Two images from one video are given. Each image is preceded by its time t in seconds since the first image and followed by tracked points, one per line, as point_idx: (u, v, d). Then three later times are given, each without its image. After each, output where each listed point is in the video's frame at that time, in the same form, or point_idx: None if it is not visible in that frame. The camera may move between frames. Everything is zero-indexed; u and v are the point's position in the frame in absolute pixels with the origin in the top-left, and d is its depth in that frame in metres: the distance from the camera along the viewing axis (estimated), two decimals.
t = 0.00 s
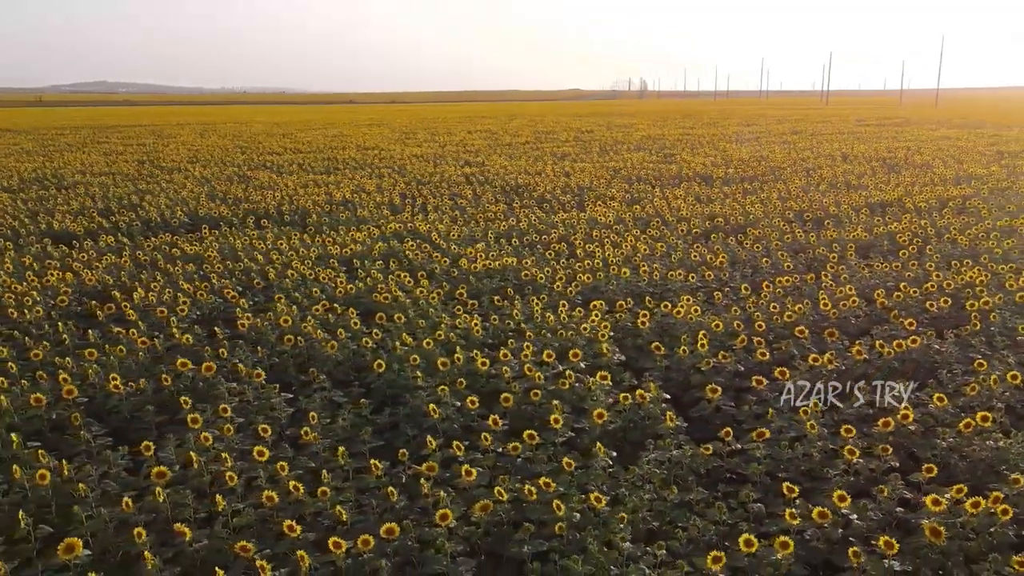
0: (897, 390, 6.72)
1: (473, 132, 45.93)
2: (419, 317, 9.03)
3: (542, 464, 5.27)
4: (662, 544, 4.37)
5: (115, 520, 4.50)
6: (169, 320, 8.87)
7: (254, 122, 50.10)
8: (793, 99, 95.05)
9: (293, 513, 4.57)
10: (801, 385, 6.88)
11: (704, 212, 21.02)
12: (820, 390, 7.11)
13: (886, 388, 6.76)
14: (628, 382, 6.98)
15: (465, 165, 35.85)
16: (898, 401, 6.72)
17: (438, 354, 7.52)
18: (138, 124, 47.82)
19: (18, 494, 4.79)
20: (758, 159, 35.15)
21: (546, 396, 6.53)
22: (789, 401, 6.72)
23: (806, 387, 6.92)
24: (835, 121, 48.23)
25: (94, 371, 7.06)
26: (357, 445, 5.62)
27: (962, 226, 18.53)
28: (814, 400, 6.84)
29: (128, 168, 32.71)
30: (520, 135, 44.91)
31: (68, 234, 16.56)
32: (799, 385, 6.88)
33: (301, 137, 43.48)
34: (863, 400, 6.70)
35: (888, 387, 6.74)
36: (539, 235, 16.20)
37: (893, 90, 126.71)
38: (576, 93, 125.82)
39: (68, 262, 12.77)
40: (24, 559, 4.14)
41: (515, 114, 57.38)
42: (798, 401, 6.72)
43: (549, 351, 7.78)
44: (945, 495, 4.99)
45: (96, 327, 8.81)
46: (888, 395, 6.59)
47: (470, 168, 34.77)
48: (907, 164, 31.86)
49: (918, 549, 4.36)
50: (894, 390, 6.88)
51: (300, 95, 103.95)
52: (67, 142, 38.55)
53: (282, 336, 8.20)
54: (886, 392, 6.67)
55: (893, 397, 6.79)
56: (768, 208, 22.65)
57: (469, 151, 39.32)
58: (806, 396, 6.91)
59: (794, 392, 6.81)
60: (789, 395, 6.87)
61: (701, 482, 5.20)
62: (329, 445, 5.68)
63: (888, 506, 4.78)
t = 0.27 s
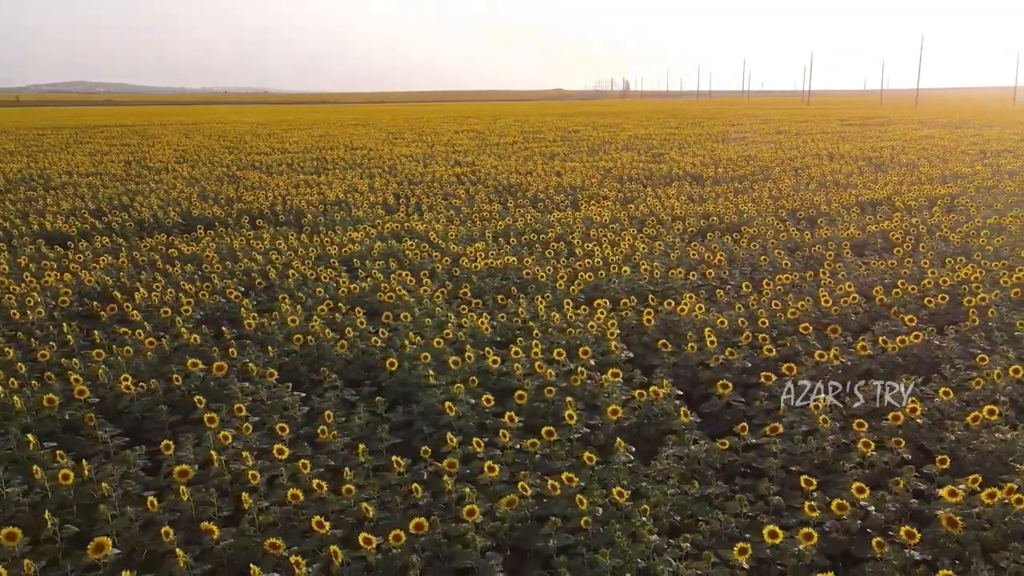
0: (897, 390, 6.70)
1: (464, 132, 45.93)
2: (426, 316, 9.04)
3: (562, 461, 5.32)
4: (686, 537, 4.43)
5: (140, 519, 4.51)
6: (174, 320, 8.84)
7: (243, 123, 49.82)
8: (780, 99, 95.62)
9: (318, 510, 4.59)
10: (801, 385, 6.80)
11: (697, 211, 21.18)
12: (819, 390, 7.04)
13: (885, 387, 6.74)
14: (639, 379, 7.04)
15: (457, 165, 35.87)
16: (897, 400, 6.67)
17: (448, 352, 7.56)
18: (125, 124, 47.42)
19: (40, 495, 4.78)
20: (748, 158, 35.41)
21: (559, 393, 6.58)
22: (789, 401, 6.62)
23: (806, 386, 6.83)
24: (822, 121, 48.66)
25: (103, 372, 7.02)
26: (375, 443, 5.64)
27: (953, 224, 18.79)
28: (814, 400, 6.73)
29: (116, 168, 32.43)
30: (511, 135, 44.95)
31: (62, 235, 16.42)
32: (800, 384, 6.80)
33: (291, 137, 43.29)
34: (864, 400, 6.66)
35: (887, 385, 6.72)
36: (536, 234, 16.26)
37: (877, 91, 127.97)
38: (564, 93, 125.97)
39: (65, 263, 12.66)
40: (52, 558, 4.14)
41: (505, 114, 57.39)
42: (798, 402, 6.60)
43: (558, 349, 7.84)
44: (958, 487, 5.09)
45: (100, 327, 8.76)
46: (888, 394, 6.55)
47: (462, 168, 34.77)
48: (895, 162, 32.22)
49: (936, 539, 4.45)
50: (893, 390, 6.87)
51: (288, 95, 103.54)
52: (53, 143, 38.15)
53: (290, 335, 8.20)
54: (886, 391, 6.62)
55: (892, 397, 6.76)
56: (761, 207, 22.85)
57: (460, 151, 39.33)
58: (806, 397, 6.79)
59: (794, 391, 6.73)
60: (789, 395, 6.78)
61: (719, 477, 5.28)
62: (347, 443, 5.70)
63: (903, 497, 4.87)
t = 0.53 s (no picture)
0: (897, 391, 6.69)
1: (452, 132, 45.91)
2: (433, 314, 9.07)
3: (583, 456, 5.38)
4: (713, 528, 4.51)
5: (170, 517, 4.52)
6: (179, 321, 8.80)
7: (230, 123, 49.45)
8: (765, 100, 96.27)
9: (348, 507, 4.62)
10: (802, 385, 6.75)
11: (690, 210, 21.34)
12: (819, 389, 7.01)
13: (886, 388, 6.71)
14: (651, 375, 7.12)
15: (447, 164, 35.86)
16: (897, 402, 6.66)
17: (460, 351, 7.60)
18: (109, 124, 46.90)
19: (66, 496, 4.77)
20: (736, 157, 35.71)
21: (574, 390, 6.65)
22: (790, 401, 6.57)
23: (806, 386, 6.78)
24: (808, 121, 49.17)
25: (114, 373, 6.98)
26: (396, 441, 5.66)
27: (941, 222, 19.09)
28: (815, 401, 6.68)
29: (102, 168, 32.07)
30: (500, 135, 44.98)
31: (53, 236, 16.23)
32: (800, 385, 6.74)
33: (278, 137, 43.04)
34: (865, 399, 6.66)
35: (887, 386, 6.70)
36: (533, 233, 16.33)
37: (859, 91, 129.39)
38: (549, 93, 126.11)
39: (61, 264, 12.52)
40: (85, 557, 4.14)
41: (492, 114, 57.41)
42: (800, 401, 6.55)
43: (568, 346, 7.90)
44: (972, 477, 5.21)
45: (105, 328, 8.69)
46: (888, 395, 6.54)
47: (452, 168, 34.76)
48: (881, 161, 32.65)
49: (954, 527, 4.55)
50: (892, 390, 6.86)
51: (272, 95, 103.06)
52: (36, 143, 37.64)
53: (299, 335, 8.20)
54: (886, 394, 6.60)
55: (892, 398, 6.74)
56: (752, 206, 23.08)
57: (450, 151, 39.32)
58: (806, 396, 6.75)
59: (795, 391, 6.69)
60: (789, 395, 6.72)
61: (737, 470, 5.37)
62: (367, 441, 5.72)
63: (919, 488, 4.97)
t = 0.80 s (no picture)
0: (898, 390, 6.62)
1: (443, 132, 45.88)
2: (438, 313, 9.09)
3: (601, 452, 5.42)
4: (735, 520, 4.56)
5: (194, 517, 4.51)
6: (184, 321, 8.75)
7: (218, 123, 49.11)
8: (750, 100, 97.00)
9: (371, 503, 4.64)
10: (801, 384, 6.70)
11: (683, 210, 21.46)
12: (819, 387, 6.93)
13: (886, 386, 6.63)
14: (660, 372, 7.18)
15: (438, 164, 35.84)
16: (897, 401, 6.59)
17: (469, 349, 7.62)
18: (95, 124, 46.45)
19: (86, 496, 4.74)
20: (726, 156, 35.95)
21: (586, 387, 6.69)
22: (788, 402, 6.52)
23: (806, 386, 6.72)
24: (795, 121, 49.62)
25: (122, 374, 6.94)
26: (412, 439, 5.68)
27: (931, 220, 19.34)
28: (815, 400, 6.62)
29: (89, 169, 31.74)
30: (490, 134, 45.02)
31: (46, 237, 16.07)
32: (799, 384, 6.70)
33: (268, 137, 42.82)
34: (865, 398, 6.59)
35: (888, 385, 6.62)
36: (530, 233, 16.38)
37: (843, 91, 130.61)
38: (537, 93, 126.22)
39: (57, 265, 12.40)
40: (111, 557, 4.12)
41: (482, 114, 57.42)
42: (799, 401, 6.50)
43: (576, 344, 7.96)
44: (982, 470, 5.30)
45: (108, 329, 8.63)
46: (888, 394, 6.47)
47: (443, 168, 34.75)
48: (869, 160, 33.02)
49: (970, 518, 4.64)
50: (893, 390, 6.80)
51: (259, 97, 102.60)
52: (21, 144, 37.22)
53: (306, 335, 8.18)
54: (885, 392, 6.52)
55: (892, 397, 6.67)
56: (744, 205, 23.24)
57: (440, 151, 39.31)
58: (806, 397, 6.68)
59: (794, 391, 6.65)
60: (789, 395, 6.67)
61: (753, 464, 5.43)
62: (384, 439, 5.73)
63: (933, 480, 5.05)
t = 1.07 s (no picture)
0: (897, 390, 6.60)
1: (432, 132, 45.80)
2: (442, 312, 9.11)
3: (616, 447, 5.47)
4: (754, 512, 4.63)
5: (217, 515, 4.51)
6: (187, 322, 8.72)
7: (205, 123, 48.76)
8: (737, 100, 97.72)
9: (393, 499, 4.66)
10: (801, 385, 6.71)
11: (676, 209, 21.59)
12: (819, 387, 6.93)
13: (886, 387, 6.64)
14: (668, 369, 7.25)
15: (428, 164, 35.79)
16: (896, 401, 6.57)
17: (476, 347, 7.66)
18: (80, 124, 45.96)
19: (107, 495, 4.73)
20: (716, 155, 36.16)
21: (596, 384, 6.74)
22: (789, 403, 6.54)
23: (805, 387, 6.74)
24: (781, 120, 50.05)
25: (131, 374, 6.91)
26: (427, 436, 5.71)
27: (920, 218, 19.61)
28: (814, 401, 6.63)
29: (76, 170, 31.40)
30: (480, 134, 45.05)
31: (37, 238, 15.90)
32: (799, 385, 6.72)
33: (255, 137, 42.55)
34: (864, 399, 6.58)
35: (888, 384, 6.63)
36: (526, 232, 16.42)
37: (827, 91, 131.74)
38: (524, 93, 126.38)
39: (51, 265, 12.28)
40: (136, 554, 4.12)
41: (470, 114, 57.43)
42: (799, 402, 6.52)
43: (582, 341, 8.02)
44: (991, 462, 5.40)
45: (110, 329, 8.58)
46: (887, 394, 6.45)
47: (434, 167, 34.73)
48: (856, 159, 33.39)
49: (982, 508, 4.72)
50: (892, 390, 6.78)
51: (245, 97, 101.82)
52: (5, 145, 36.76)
53: (312, 334, 8.18)
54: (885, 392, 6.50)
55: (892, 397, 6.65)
56: (736, 204, 23.41)
57: (430, 151, 39.31)
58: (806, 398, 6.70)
59: (794, 392, 6.67)
60: (789, 396, 6.69)
61: (766, 458, 5.51)
62: (398, 436, 5.75)
63: (944, 471, 5.14)
